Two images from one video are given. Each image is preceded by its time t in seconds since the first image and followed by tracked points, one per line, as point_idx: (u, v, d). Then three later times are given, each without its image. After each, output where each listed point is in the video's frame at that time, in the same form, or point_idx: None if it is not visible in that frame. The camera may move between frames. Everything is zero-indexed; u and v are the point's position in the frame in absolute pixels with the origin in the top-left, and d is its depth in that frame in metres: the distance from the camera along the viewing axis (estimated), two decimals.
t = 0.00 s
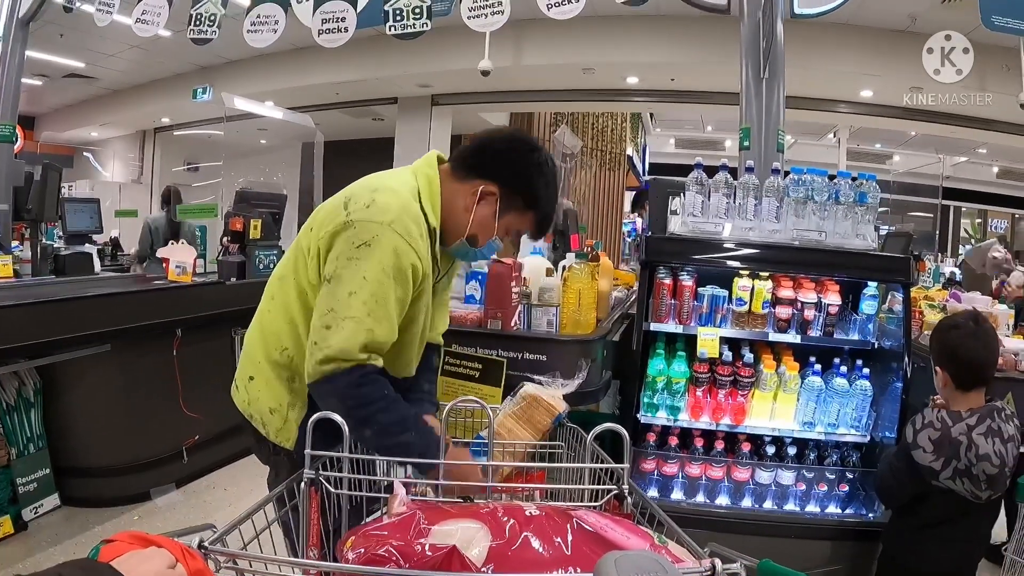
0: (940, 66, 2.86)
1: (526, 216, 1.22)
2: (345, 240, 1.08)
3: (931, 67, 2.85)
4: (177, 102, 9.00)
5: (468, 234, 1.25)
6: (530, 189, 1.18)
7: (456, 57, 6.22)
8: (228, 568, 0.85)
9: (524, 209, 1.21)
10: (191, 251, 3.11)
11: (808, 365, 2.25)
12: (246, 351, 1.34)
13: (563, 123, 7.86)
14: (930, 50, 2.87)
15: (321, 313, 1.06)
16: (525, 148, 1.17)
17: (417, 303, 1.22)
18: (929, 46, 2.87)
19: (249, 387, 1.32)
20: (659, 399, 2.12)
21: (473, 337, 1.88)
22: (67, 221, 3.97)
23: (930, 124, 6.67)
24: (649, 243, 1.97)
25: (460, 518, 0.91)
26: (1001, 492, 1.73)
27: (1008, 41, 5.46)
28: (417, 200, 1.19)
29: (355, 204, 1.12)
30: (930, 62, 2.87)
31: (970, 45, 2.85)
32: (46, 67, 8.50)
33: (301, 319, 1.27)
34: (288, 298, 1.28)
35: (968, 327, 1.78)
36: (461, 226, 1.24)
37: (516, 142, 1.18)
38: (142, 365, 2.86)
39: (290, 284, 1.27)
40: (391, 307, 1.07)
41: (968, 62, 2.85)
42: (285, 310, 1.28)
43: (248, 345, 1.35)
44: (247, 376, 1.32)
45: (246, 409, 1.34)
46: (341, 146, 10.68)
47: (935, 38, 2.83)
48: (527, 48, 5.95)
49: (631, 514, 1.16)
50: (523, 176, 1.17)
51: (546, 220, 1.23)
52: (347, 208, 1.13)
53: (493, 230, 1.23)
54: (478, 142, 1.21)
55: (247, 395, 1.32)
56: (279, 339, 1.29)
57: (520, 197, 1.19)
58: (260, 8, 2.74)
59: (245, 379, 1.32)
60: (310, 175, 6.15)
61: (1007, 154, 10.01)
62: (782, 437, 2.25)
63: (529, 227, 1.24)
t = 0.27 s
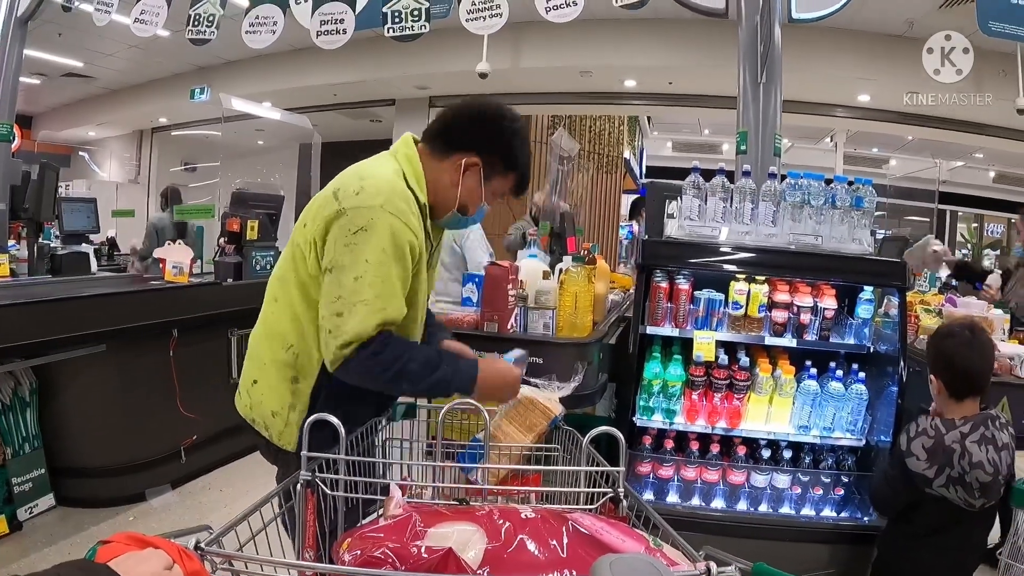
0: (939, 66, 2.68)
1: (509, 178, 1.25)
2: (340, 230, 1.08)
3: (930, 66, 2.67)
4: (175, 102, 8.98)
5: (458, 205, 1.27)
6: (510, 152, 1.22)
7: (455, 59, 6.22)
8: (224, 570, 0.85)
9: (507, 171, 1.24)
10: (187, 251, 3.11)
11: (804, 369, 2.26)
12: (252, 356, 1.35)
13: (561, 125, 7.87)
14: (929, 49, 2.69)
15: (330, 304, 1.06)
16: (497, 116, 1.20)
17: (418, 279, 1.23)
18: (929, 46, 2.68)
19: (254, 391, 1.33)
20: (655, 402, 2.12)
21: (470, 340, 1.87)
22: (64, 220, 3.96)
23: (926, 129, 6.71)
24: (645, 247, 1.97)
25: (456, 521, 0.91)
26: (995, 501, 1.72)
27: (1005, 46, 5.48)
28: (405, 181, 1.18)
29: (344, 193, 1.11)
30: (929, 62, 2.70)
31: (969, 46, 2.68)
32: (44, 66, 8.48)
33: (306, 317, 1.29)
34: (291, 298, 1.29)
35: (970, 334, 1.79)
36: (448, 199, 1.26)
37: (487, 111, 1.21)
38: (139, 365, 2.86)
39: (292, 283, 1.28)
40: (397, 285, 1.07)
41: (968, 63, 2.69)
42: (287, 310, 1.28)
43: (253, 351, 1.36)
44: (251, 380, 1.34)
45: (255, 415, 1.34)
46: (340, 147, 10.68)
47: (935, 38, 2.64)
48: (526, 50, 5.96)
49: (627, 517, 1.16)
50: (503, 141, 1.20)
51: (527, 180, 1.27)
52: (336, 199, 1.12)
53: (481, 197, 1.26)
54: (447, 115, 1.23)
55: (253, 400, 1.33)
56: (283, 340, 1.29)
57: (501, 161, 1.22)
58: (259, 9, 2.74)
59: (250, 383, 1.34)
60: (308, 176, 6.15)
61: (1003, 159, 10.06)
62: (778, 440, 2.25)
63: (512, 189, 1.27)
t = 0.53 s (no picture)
0: (939, 65, 2.66)
1: (478, 139, 1.50)
2: (384, 228, 1.18)
3: (929, 68, 2.66)
4: (175, 101, 8.98)
5: (443, 172, 1.49)
6: (474, 115, 1.46)
7: (455, 59, 6.23)
8: (224, 569, 0.85)
9: (475, 133, 1.48)
10: (186, 251, 3.11)
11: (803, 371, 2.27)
12: (270, 359, 1.38)
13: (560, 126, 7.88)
14: (929, 50, 2.68)
15: (406, 292, 1.18)
16: (456, 88, 1.44)
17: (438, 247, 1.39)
18: (929, 46, 2.67)
19: (276, 390, 1.37)
20: (653, 403, 2.12)
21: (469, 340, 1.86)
22: (63, 219, 3.95)
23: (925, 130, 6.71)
24: (644, 248, 1.97)
25: (456, 520, 0.91)
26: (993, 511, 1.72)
27: (1004, 48, 5.49)
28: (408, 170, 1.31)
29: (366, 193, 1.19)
30: (928, 63, 2.69)
31: (970, 45, 2.65)
32: (44, 65, 8.48)
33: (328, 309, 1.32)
34: (308, 296, 1.33)
35: (975, 341, 1.80)
36: (433, 169, 1.48)
37: (449, 85, 1.44)
38: (138, 364, 2.85)
39: (310, 281, 1.32)
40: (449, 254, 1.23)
41: (969, 62, 2.65)
42: (309, 307, 1.33)
43: (269, 353, 1.38)
44: (271, 379, 1.38)
45: (282, 414, 1.37)
46: (339, 147, 10.68)
47: (934, 38, 2.63)
48: (525, 51, 5.96)
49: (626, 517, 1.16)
50: (468, 108, 1.44)
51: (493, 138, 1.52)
52: (359, 202, 1.19)
53: (460, 161, 1.50)
54: (415, 99, 1.46)
55: (279, 399, 1.36)
56: (309, 335, 1.34)
57: (470, 126, 1.46)
58: (259, 9, 2.74)
59: (269, 383, 1.38)
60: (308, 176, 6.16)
61: (1003, 161, 10.07)
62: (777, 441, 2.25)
63: (481, 149, 1.52)
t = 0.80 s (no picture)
0: (939, 65, 2.66)
1: (468, 133, 1.54)
2: (405, 210, 1.25)
3: (929, 67, 2.67)
4: (173, 100, 8.96)
5: (438, 166, 1.53)
6: (464, 110, 1.50)
7: (454, 59, 6.23)
8: (223, 569, 0.85)
9: (465, 126, 1.53)
10: (184, 250, 3.11)
11: (800, 371, 2.27)
12: (281, 355, 1.37)
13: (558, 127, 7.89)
14: (929, 50, 2.68)
15: (432, 267, 1.25)
16: (444, 85, 1.47)
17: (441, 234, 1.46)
18: (928, 46, 2.67)
19: (290, 383, 1.36)
20: (651, 404, 2.12)
21: (467, 340, 1.86)
22: (61, 218, 3.95)
23: (923, 132, 6.72)
24: (642, 249, 1.97)
25: (454, 519, 0.91)
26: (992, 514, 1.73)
27: (1003, 50, 5.49)
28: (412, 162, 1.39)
29: (382, 182, 1.26)
30: (928, 63, 2.68)
31: (970, 45, 2.64)
32: (41, 64, 8.45)
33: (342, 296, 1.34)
34: (321, 287, 1.35)
35: (979, 342, 1.80)
36: (429, 163, 1.52)
37: (436, 82, 1.47)
38: (136, 363, 2.85)
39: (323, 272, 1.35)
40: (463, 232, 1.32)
41: (969, 63, 2.64)
42: (323, 298, 1.35)
43: (279, 349, 1.38)
44: (283, 374, 1.37)
45: (297, 408, 1.36)
46: (337, 147, 10.67)
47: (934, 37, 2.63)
48: (524, 51, 5.96)
49: (624, 518, 1.16)
50: (459, 103, 1.48)
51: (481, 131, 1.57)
52: (378, 190, 1.26)
53: (453, 153, 1.54)
54: (404, 95, 1.48)
55: (294, 392, 1.36)
56: (323, 326, 1.34)
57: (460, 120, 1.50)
58: (258, 8, 2.74)
59: (281, 378, 1.37)
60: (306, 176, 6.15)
61: (1000, 163, 10.08)
62: (774, 442, 2.26)
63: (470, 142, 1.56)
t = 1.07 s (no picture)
0: (940, 65, 2.67)
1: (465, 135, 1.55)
2: (409, 207, 1.26)
3: (929, 67, 2.68)
4: (169, 102, 8.95)
5: (437, 169, 1.53)
6: (460, 112, 1.51)
7: (451, 62, 6.24)
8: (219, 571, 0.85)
9: (461, 129, 1.53)
10: (180, 252, 3.10)
11: (795, 376, 2.27)
12: (286, 354, 1.37)
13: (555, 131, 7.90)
14: (929, 50, 2.69)
15: (436, 262, 1.27)
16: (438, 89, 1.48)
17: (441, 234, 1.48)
18: (929, 45, 2.68)
19: (294, 381, 1.37)
20: (646, 408, 2.12)
21: (462, 344, 1.86)
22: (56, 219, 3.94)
23: (918, 137, 6.76)
24: (637, 253, 1.98)
25: (449, 522, 0.91)
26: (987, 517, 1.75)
27: (997, 57, 5.52)
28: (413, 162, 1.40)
29: (386, 180, 1.28)
30: (928, 63, 2.70)
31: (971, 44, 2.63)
32: (37, 64, 8.43)
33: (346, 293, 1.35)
34: (326, 285, 1.35)
35: (977, 349, 1.82)
36: (428, 167, 1.52)
37: (427, 90, 1.48)
38: (132, 364, 2.84)
39: (327, 270, 1.35)
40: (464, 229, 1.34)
41: (969, 62, 2.64)
42: (327, 295, 1.35)
43: (283, 348, 1.38)
44: (287, 373, 1.37)
45: (302, 406, 1.36)
46: (334, 149, 10.67)
47: (934, 37, 2.64)
48: (521, 54, 5.97)
49: (618, 522, 1.16)
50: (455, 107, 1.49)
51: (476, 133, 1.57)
52: (382, 187, 1.28)
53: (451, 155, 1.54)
54: (400, 100, 1.48)
55: (298, 390, 1.36)
56: (327, 323, 1.35)
57: (456, 122, 1.51)
58: (255, 11, 2.74)
59: (286, 377, 1.37)
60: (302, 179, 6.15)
61: (994, 169, 10.14)
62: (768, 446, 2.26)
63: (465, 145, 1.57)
